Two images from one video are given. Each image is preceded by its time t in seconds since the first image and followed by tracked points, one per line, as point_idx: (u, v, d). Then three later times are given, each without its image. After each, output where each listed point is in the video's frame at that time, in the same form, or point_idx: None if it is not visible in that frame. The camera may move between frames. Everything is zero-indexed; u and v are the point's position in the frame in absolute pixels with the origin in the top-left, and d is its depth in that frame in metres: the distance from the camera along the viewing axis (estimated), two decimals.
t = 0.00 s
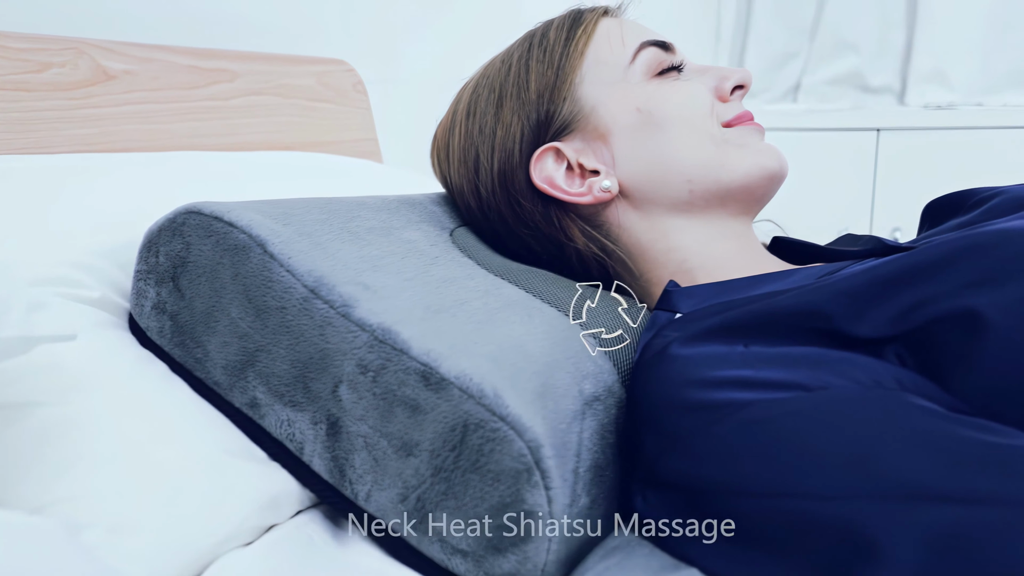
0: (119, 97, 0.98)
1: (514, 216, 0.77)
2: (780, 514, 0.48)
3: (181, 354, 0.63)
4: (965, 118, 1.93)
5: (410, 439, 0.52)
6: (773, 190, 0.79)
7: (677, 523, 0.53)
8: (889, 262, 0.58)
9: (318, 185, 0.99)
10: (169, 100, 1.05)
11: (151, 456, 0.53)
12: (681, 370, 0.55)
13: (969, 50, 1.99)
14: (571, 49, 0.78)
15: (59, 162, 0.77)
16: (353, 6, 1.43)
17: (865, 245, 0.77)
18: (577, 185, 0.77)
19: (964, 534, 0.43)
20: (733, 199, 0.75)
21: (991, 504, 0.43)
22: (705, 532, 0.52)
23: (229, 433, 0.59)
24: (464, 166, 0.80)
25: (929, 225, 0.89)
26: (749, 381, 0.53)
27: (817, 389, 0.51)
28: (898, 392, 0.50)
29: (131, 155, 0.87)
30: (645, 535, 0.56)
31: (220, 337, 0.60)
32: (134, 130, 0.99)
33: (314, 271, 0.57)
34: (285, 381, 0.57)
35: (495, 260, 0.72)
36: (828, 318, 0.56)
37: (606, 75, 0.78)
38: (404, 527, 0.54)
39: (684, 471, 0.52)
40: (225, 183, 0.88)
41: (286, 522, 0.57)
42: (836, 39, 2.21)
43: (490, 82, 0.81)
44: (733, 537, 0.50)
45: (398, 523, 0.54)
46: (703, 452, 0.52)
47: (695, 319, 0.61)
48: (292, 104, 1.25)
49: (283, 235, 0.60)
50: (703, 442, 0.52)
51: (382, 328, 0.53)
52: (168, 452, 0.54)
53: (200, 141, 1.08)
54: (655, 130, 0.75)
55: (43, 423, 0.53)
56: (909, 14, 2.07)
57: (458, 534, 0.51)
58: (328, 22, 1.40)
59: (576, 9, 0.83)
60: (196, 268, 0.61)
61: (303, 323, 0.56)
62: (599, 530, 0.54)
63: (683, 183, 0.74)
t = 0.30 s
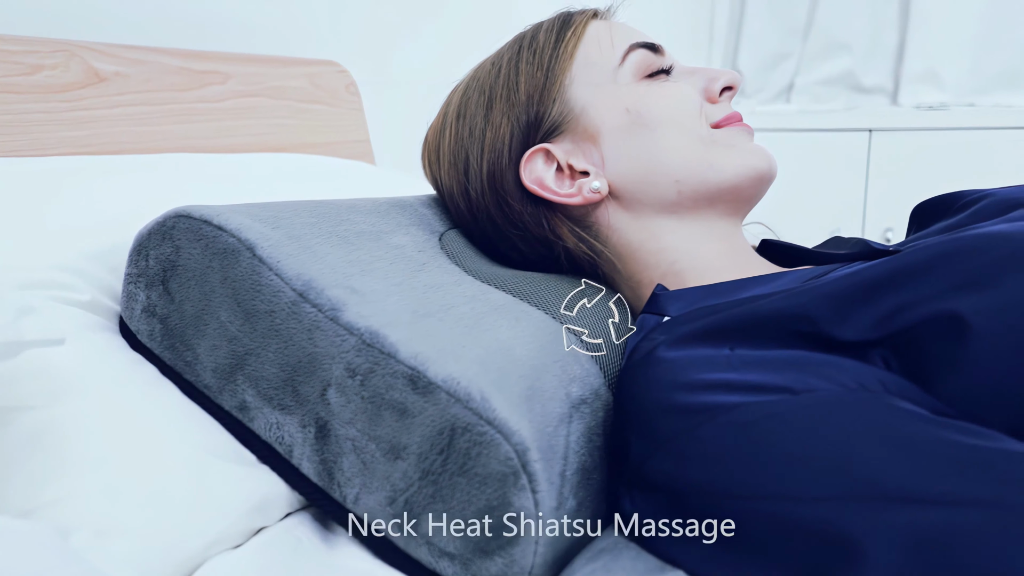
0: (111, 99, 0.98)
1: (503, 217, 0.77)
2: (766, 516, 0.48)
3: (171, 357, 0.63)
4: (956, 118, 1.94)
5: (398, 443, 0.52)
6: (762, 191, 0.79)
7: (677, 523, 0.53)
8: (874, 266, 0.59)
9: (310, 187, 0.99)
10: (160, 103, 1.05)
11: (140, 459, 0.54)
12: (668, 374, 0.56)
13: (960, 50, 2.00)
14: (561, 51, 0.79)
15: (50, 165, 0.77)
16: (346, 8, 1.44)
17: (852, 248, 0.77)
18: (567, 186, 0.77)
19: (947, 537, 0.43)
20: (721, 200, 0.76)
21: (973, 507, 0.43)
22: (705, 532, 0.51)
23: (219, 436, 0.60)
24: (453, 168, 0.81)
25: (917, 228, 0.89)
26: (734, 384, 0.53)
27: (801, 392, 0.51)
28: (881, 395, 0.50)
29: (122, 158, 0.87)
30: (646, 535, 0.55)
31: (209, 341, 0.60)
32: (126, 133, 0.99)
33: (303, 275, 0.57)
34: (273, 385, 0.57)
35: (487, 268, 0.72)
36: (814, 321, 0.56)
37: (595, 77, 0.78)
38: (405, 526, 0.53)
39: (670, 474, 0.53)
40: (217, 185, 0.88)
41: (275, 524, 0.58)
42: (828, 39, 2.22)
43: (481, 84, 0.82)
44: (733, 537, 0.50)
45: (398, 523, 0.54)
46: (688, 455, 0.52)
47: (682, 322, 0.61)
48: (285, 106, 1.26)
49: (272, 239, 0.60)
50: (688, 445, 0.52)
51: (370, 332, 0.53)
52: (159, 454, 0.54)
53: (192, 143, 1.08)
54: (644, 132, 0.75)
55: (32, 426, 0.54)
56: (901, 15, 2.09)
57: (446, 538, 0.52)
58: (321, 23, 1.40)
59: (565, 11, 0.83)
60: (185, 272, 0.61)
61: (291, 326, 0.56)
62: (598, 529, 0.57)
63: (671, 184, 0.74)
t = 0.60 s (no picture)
0: (107, 101, 0.98)
1: (491, 232, 0.77)
2: (754, 519, 0.49)
3: (165, 359, 0.63)
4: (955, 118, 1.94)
5: (390, 446, 0.52)
6: (752, 193, 0.80)
7: (677, 522, 0.53)
8: (864, 269, 0.59)
9: (306, 188, 0.99)
10: (156, 104, 1.05)
11: (132, 460, 0.54)
12: (659, 377, 0.56)
13: (959, 50, 2.00)
14: (542, 59, 0.79)
15: (44, 166, 0.78)
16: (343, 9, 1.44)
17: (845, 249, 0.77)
18: (554, 203, 0.79)
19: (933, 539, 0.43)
20: (709, 208, 0.77)
21: (961, 511, 0.43)
22: (705, 532, 0.51)
23: (212, 439, 0.60)
24: (439, 179, 0.81)
25: (910, 229, 0.90)
26: (724, 388, 0.54)
27: (791, 396, 0.51)
28: (871, 399, 0.51)
29: (117, 159, 0.87)
30: (646, 535, 0.54)
31: (203, 343, 0.61)
32: (122, 135, 0.99)
33: (295, 278, 0.57)
34: (266, 387, 0.57)
35: (478, 268, 0.72)
36: (803, 325, 0.56)
37: (581, 83, 0.79)
38: (405, 526, 0.53)
39: (660, 477, 0.53)
40: (212, 186, 0.88)
41: (268, 527, 0.58)
42: (826, 39, 2.22)
43: (462, 94, 0.82)
44: (733, 537, 0.50)
45: (398, 523, 0.53)
46: (678, 458, 0.52)
47: (672, 325, 0.62)
48: (281, 106, 1.26)
49: (265, 241, 0.60)
50: (679, 448, 0.52)
51: (363, 335, 0.54)
52: (152, 458, 0.54)
53: (188, 144, 1.08)
54: (629, 141, 0.76)
55: (26, 428, 0.54)
56: (900, 15, 2.08)
57: (437, 541, 0.52)
58: (317, 24, 1.40)
59: (546, 14, 0.84)
60: (179, 274, 0.61)
61: (284, 329, 0.56)
62: (598, 530, 0.58)
63: (660, 195, 0.75)
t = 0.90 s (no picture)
0: (100, 107, 0.98)
1: (488, 234, 0.78)
2: (741, 526, 0.49)
3: (155, 367, 0.63)
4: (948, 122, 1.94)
5: (379, 453, 0.53)
6: (745, 202, 0.80)
7: (677, 523, 0.52)
8: (855, 275, 0.59)
9: (298, 193, 0.99)
10: (149, 109, 1.05)
11: (124, 468, 0.54)
12: (649, 385, 0.56)
13: (952, 54, 2.01)
14: (542, 64, 0.80)
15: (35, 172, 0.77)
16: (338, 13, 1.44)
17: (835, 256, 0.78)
18: (551, 203, 0.79)
19: (920, 547, 0.44)
20: (705, 212, 0.77)
21: (947, 519, 0.44)
22: (705, 532, 0.51)
23: (202, 447, 0.60)
24: (437, 180, 0.81)
25: (901, 234, 0.90)
26: (714, 395, 0.54)
27: (779, 404, 0.52)
28: (859, 406, 0.51)
29: (109, 165, 0.87)
30: (645, 535, 0.54)
31: (194, 351, 0.61)
32: (114, 140, 0.99)
33: (286, 285, 0.58)
34: (257, 395, 0.58)
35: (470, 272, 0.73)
36: (793, 332, 0.56)
37: (578, 89, 0.80)
38: (405, 526, 0.52)
39: (650, 484, 0.53)
40: (204, 191, 0.88)
41: (259, 534, 0.58)
42: (821, 42, 2.22)
43: (461, 97, 0.82)
44: (734, 537, 0.49)
45: (398, 523, 0.53)
46: (667, 465, 0.53)
47: (663, 332, 0.62)
48: (275, 111, 1.26)
49: (256, 249, 0.60)
50: (668, 455, 0.53)
51: (353, 343, 0.54)
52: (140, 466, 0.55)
53: (181, 150, 1.08)
54: (626, 145, 0.76)
55: (15, 438, 0.54)
56: (894, 18, 2.09)
57: (427, 548, 0.52)
58: (311, 28, 1.40)
59: (547, 22, 0.85)
60: (170, 282, 0.61)
61: (275, 337, 0.57)
62: (598, 530, 0.58)
63: (654, 200, 0.75)
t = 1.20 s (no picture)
0: (95, 112, 0.98)
1: (482, 237, 0.78)
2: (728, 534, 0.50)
3: (150, 375, 0.63)
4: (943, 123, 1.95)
5: (372, 463, 0.53)
6: (739, 208, 0.80)
7: (677, 522, 0.52)
8: (845, 283, 0.59)
9: (293, 197, 0.99)
10: (145, 114, 1.05)
11: (119, 477, 0.54)
12: (640, 394, 0.56)
13: (948, 55, 2.01)
14: (538, 70, 0.80)
15: (30, 179, 0.78)
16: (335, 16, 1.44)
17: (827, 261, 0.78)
18: (545, 207, 0.79)
19: (909, 556, 0.44)
20: (698, 219, 0.77)
21: (935, 528, 0.44)
22: (705, 532, 0.51)
23: (196, 456, 0.60)
24: (433, 185, 0.82)
25: (892, 239, 0.91)
26: (704, 404, 0.54)
27: (768, 413, 0.52)
28: (849, 415, 0.51)
29: (105, 171, 0.87)
30: (645, 535, 0.54)
31: (188, 360, 0.61)
32: (109, 145, 0.99)
33: (279, 295, 0.58)
34: (251, 404, 0.58)
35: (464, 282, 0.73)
36: (784, 341, 0.57)
37: (573, 96, 0.80)
38: (405, 526, 0.52)
39: (641, 493, 0.54)
40: (199, 197, 0.88)
41: (254, 542, 0.58)
42: (817, 43, 2.23)
43: (458, 102, 0.83)
44: (734, 537, 0.49)
45: (398, 522, 0.52)
46: (658, 474, 0.53)
47: (655, 340, 0.62)
48: (271, 115, 1.26)
49: (250, 258, 0.60)
50: (659, 464, 0.53)
51: (346, 353, 0.54)
52: (134, 476, 0.55)
53: (177, 155, 1.08)
54: (620, 152, 0.77)
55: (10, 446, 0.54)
56: (890, 19, 2.10)
57: (420, 557, 0.52)
58: (306, 31, 1.40)
59: (543, 29, 0.85)
60: (164, 291, 0.62)
61: (268, 347, 0.57)
62: (598, 530, 0.57)
63: (648, 205, 0.76)
